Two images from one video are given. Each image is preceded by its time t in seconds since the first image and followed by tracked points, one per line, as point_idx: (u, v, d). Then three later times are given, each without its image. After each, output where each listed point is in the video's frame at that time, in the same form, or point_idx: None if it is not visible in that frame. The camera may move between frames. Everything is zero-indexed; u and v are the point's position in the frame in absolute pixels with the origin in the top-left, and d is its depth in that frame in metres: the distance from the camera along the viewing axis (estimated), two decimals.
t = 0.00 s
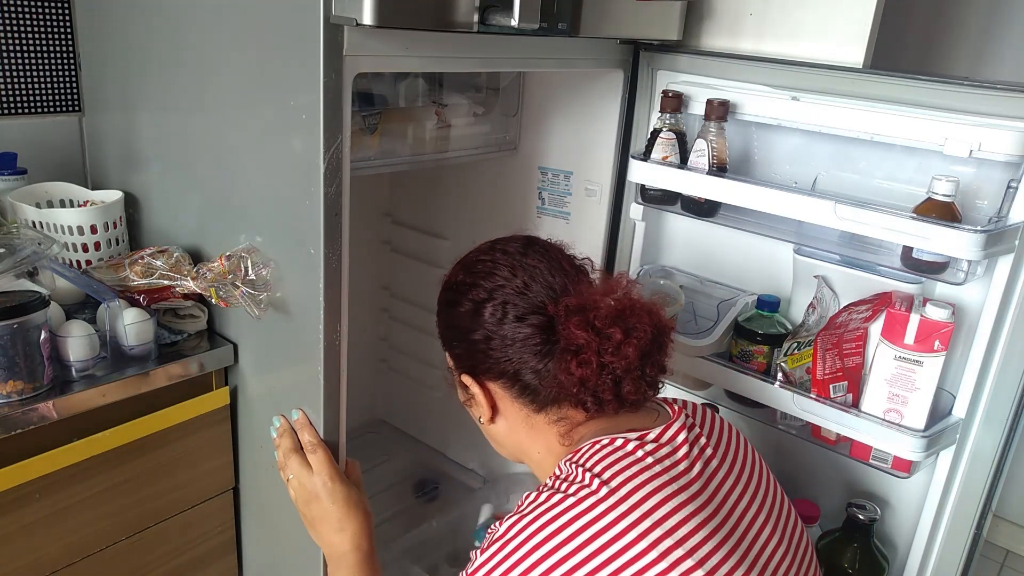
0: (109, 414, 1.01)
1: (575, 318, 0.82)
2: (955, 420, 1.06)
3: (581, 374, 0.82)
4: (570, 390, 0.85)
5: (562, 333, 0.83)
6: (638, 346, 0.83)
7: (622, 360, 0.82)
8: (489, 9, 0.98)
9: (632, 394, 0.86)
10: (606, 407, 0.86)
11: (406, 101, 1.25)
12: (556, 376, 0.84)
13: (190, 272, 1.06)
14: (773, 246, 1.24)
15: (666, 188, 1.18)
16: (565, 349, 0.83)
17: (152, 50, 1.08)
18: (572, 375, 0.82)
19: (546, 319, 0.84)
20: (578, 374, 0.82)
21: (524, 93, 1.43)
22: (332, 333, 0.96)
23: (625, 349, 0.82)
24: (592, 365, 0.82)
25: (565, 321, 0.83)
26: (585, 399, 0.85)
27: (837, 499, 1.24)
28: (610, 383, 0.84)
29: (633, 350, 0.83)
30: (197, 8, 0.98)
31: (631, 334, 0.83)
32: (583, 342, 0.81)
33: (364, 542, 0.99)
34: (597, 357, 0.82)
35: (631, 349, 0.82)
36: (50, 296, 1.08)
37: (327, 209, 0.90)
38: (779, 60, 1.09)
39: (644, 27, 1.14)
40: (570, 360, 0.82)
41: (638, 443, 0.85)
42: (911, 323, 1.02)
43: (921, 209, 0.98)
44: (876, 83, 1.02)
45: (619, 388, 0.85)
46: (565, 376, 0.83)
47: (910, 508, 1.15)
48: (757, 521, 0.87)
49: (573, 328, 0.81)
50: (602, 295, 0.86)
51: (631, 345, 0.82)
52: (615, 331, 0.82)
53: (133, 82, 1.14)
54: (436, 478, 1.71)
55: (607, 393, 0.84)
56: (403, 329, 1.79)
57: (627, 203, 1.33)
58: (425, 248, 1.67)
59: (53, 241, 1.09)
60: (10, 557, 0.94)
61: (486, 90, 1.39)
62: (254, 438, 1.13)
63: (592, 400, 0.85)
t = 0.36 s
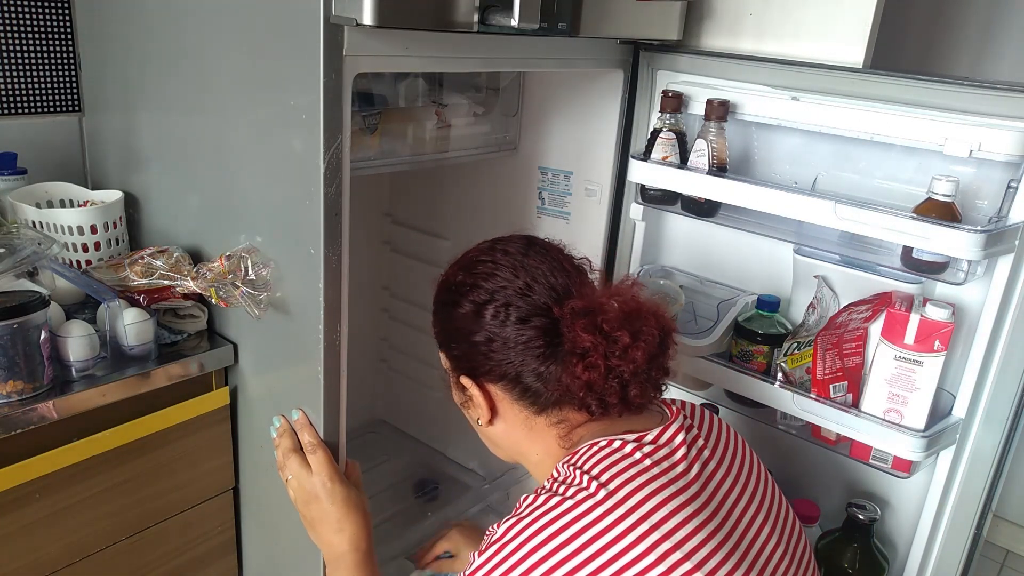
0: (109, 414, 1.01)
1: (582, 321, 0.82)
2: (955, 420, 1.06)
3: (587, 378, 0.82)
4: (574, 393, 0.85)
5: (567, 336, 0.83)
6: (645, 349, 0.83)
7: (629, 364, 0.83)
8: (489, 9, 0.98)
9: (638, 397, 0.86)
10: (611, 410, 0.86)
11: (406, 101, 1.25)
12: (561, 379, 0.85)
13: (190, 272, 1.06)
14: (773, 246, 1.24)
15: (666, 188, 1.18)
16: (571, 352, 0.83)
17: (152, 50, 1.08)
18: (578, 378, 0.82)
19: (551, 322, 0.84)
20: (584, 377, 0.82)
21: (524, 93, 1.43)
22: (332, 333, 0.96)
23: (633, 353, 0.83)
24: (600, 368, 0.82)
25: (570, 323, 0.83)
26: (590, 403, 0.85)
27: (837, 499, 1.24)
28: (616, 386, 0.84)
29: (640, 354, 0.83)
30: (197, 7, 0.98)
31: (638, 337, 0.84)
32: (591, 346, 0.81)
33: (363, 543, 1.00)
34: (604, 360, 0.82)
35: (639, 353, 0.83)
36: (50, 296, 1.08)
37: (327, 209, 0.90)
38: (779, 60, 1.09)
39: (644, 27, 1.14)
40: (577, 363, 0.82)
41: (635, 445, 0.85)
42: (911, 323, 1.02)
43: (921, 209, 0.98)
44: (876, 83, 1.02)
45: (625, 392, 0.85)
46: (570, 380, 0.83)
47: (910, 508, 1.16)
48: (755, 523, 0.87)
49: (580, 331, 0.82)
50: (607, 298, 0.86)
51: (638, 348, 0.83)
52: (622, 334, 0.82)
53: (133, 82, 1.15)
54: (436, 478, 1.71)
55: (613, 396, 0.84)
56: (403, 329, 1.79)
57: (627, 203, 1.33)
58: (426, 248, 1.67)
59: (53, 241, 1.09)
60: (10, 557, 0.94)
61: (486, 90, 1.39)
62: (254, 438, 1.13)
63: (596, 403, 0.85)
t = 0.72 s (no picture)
0: (109, 414, 1.01)
1: (615, 327, 0.82)
2: (955, 420, 1.06)
3: (614, 384, 0.82)
4: (597, 396, 0.85)
5: (597, 339, 0.83)
6: (676, 364, 0.85)
7: (658, 376, 0.84)
8: (489, 9, 0.98)
9: (660, 409, 0.87)
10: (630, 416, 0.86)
11: (406, 101, 1.25)
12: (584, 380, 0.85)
13: (190, 272, 1.06)
14: (772, 246, 1.24)
15: (666, 188, 1.18)
16: (599, 356, 0.83)
17: (152, 50, 1.08)
18: (605, 384, 0.83)
19: (579, 320, 0.84)
20: (612, 383, 0.82)
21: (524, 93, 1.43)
22: (332, 333, 0.96)
23: (664, 366, 0.84)
24: (629, 377, 0.82)
25: (601, 327, 0.83)
26: (609, 407, 0.85)
27: (837, 499, 1.24)
28: (641, 396, 0.84)
29: (671, 367, 0.84)
30: (197, 7, 0.98)
31: (670, 351, 0.85)
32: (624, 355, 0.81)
33: (363, 543, 1.00)
34: (633, 368, 0.82)
35: (669, 367, 0.84)
36: (50, 296, 1.08)
37: (327, 209, 0.90)
38: (779, 60, 1.09)
39: (645, 27, 1.14)
40: (604, 368, 0.82)
41: (642, 439, 0.85)
42: (911, 323, 1.02)
43: (921, 209, 0.98)
44: (877, 83, 1.02)
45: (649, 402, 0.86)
46: (596, 384, 0.83)
47: (910, 508, 1.16)
48: (759, 519, 0.87)
49: (613, 337, 0.82)
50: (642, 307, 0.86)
51: (670, 362, 0.84)
52: (657, 348, 0.83)
53: (133, 82, 1.15)
54: (436, 478, 1.71)
55: (636, 406, 0.85)
56: (403, 329, 1.79)
57: (627, 203, 1.33)
58: (426, 248, 1.67)
59: (53, 241, 1.09)
60: (10, 557, 0.94)
61: (486, 90, 1.39)
62: (254, 438, 1.13)
63: (615, 408, 0.85)
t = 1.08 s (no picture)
0: (109, 414, 1.01)
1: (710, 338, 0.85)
2: (955, 420, 1.06)
3: (704, 389, 0.83)
4: (676, 399, 0.84)
5: (690, 341, 0.84)
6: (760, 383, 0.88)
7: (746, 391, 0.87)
8: (489, 9, 0.98)
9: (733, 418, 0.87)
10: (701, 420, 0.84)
11: (406, 101, 1.25)
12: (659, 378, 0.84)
13: (190, 272, 1.06)
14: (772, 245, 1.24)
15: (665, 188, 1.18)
16: (690, 360, 0.84)
17: (152, 50, 1.08)
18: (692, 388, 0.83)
19: (661, 317, 0.81)
20: (704, 388, 0.83)
21: (524, 93, 1.43)
22: (332, 333, 0.96)
23: (755, 379, 0.88)
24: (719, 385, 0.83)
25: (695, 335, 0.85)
26: (678, 409, 0.84)
27: (837, 499, 1.24)
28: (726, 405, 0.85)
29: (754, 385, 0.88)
30: (197, 7, 0.98)
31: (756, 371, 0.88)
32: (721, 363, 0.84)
33: (365, 543, 0.99)
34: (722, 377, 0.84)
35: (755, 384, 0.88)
36: (50, 296, 1.08)
37: (327, 208, 0.90)
38: (779, 60, 1.09)
39: (645, 27, 1.14)
40: (695, 373, 0.83)
41: (682, 437, 0.82)
42: (911, 323, 1.02)
43: (921, 210, 0.98)
44: (877, 83, 1.02)
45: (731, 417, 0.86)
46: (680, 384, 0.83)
47: (910, 509, 1.16)
48: (791, 525, 0.84)
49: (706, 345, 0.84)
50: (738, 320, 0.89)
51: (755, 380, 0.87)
52: (752, 362, 0.88)
53: (133, 81, 1.15)
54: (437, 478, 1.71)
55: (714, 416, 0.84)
56: (403, 329, 1.79)
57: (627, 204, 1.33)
58: (426, 248, 1.67)
59: (53, 241, 1.09)
60: (11, 557, 0.94)
61: (486, 90, 1.39)
62: (254, 438, 1.13)
63: (683, 410, 0.83)
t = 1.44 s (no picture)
0: (109, 414, 1.01)
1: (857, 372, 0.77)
2: (954, 420, 1.06)
3: (844, 429, 0.76)
4: (814, 439, 0.76)
5: (831, 373, 0.76)
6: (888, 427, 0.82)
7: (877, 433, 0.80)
8: (489, 10, 0.98)
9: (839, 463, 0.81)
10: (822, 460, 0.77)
11: (406, 101, 1.25)
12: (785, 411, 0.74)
13: (190, 272, 1.06)
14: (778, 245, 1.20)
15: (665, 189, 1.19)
16: (835, 395, 0.76)
17: (152, 51, 1.08)
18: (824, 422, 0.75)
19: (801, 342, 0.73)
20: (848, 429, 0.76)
21: (524, 93, 1.43)
22: (333, 333, 0.96)
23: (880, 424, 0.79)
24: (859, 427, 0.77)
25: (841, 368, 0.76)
26: (798, 445, 0.76)
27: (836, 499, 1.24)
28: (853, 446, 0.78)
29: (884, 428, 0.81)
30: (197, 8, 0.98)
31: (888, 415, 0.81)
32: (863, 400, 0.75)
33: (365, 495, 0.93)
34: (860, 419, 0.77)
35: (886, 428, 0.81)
36: (50, 296, 1.08)
37: (327, 209, 0.90)
38: (774, 60, 1.10)
39: (645, 27, 1.14)
40: (839, 411, 0.76)
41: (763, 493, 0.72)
42: (910, 322, 1.02)
43: (921, 209, 0.98)
44: (875, 83, 1.02)
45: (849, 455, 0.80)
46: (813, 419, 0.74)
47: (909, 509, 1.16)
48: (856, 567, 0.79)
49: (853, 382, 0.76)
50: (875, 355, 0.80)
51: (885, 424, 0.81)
52: (883, 405, 0.79)
53: (133, 82, 1.15)
54: (437, 478, 1.71)
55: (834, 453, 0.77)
56: (403, 329, 1.79)
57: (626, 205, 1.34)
58: (426, 248, 1.67)
59: (54, 241, 1.09)
60: (11, 557, 0.94)
61: (486, 90, 1.39)
62: (255, 438, 1.13)
63: (802, 445, 0.76)
